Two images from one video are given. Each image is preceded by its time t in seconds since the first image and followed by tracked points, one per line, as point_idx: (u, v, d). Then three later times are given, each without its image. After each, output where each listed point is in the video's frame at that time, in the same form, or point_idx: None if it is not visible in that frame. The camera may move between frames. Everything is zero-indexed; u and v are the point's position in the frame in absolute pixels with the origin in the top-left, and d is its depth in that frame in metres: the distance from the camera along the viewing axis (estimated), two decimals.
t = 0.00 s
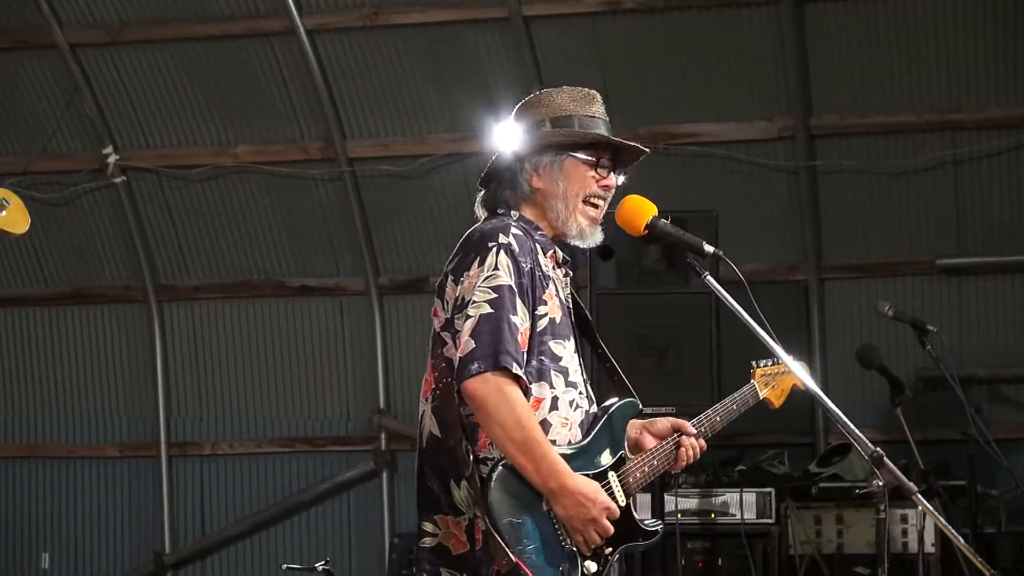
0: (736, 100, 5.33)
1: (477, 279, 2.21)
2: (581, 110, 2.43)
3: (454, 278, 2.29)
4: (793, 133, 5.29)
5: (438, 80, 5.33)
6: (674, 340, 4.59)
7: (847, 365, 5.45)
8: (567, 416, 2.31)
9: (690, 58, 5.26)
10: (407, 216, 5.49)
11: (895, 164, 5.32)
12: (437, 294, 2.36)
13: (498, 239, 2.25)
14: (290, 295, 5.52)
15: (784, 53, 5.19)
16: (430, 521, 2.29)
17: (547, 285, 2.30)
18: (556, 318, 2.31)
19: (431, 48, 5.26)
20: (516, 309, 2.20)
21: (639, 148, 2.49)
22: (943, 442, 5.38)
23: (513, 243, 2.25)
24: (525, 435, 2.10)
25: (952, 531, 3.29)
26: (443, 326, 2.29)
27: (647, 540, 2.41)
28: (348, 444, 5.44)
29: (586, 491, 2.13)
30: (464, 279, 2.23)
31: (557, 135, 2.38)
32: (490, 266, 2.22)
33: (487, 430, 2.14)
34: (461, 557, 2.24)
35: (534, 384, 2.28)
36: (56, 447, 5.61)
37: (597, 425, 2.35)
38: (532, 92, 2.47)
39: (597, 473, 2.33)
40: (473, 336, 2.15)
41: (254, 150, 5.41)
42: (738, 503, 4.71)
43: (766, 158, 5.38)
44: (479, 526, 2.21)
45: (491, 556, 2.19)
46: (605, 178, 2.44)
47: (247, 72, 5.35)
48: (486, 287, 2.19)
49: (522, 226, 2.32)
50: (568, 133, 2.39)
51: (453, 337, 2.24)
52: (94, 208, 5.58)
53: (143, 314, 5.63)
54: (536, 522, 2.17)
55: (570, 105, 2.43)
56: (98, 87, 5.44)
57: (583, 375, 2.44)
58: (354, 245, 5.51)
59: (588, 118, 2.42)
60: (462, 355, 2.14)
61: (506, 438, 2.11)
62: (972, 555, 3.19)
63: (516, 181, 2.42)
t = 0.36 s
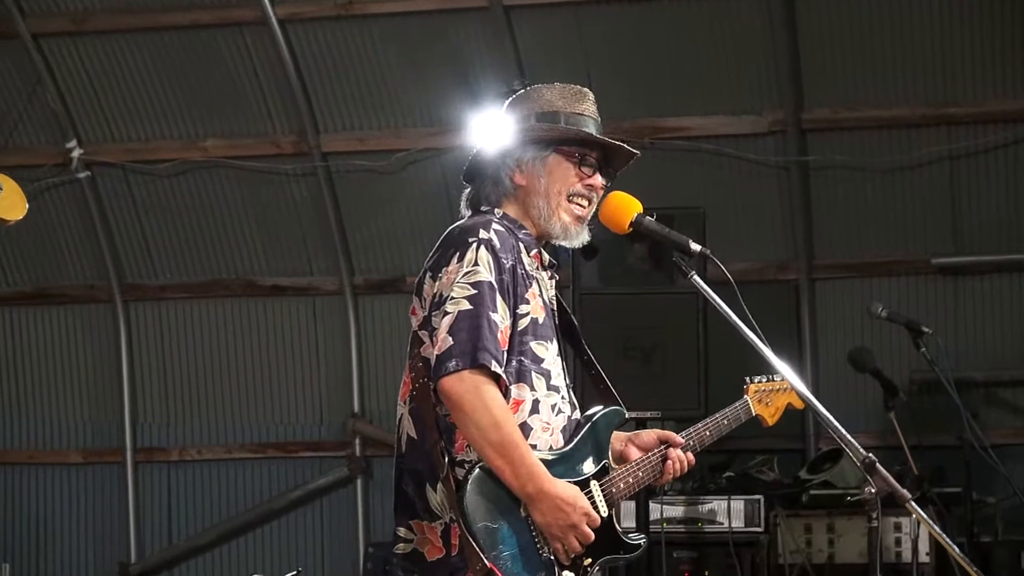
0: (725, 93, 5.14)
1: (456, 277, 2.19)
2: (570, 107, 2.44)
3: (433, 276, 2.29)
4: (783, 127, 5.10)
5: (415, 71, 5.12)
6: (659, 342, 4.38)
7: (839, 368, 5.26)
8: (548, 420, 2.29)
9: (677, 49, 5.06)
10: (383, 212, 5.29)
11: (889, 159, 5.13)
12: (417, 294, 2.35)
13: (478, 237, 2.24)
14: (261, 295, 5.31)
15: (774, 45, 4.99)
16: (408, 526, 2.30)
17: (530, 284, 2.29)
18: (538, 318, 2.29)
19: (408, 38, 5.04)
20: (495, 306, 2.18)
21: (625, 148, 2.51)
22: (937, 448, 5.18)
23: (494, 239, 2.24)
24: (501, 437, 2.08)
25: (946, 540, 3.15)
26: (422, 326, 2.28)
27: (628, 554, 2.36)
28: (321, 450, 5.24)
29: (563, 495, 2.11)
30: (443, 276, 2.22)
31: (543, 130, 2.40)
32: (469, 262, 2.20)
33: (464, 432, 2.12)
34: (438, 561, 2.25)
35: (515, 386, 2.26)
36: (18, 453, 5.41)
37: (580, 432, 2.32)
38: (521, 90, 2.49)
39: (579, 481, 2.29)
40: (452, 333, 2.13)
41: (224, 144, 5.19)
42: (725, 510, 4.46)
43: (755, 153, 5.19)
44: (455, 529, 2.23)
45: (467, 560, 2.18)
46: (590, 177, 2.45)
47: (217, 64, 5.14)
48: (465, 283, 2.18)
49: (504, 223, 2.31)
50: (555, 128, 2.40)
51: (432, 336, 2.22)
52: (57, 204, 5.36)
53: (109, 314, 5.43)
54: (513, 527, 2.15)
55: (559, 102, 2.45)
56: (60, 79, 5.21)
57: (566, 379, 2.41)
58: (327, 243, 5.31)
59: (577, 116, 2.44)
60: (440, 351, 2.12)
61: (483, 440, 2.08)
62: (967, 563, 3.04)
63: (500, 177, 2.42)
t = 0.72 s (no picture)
0: (707, 87, 4.95)
1: (425, 278, 2.15)
2: (550, 100, 2.39)
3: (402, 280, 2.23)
4: (768, 123, 4.92)
5: (387, 65, 4.92)
6: (638, 346, 4.20)
7: (826, 372, 5.08)
8: (528, 423, 2.26)
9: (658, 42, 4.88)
10: (354, 211, 5.10)
11: (878, 156, 4.95)
12: (387, 300, 2.30)
13: (446, 238, 2.19)
14: (226, 297, 5.11)
15: (759, 37, 4.80)
16: (385, 540, 2.22)
17: (504, 283, 2.26)
18: (513, 318, 2.26)
19: (380, 31, 4.83)
20: (467, 308, 2.14)
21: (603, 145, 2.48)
22: (928, 456, 5.00)
23: (462, 238, 2.20)
24: (479, 443, 2.03)
25: (938, 552, 2.86)
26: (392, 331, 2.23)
27: (616, 558, 2.35)
28: (289, 459, 5.05)
29: (546, 502, 2.05)
30: (411, 279, 2.17)
31: (519, 121, 2.35)
32: (438, 264, 2.16)
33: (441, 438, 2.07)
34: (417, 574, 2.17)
35: (493, 388, 2.23)
36: None
37: (563, 432, 2.31)
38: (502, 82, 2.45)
39: (562, 485, 2.28)
40: (423, 337, 2.08)
41: (188, 141, 5.00)
42: (708, 521, 4.26)
43: (739, 150, 5.01)
44: (434, 539, 2.14)
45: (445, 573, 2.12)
46: (567, 174, 2.41)
47: (179, 57, 4.93)
48: (434, 285, 2.13)
49: (475, 222, 2.28)
50: (532, 121, 2.36)
51: (402, 341, 2.16)
52: (15, 203, 5.17)
53: (69, 317, 5.23)
54: (492, 537, 2.12)
55: (538, 94, 2.41)
56: (17, 72, 5.02)
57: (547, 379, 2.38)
58: (296, 243, 5.11)
59: (556, 109, 2.39)
60: (411, 357, 2.07)
61: (459, 447, 2.03)
62: None
63: (476, 169, 2.39)
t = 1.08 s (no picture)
0: (686, 80, 4.75)
1: (391, 276, 2.04)
2: (530, 99, 2.30)
3: (367, 280, 2.12)
4: (748, 118, 4.73)
5: (351, 57, 4.72)
6: (610, 351, 4.01)
7: (808, 377, 4.90)
8: (505, 425, 2.16)
9: (635, 32, 4.68)
10: (319, 209, 4.92)
11: (862, 153, 4.77)
12: (353, 303, 2.19)
13: (409, 233, 2.09)
14: (186, 298, 4.93)
15: (739, 29, 4.60)
16: (361, 554, 2.11)
17: (473, 280, 2.16)
18: (484, 316, 2.16)
19: (347, 22, 4.65)
20: (435, 306, 2.03)
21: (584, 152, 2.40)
22: (913, 464, 4.83)
23: (425, 235, 2.10)
24: (457, 444, 1.94)
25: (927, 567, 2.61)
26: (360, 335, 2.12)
27: (604, 565, 2.25)
28: (251, 466, 4.87)
29: (528, 503, 1.97)
30: (377, 278, 2.06)
31: (495, 118, 2.27)
32: (402, 261, 2.05)
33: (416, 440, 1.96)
34: None
35: (468, 390, 2.13)
36: None
37: (543, 437, 2.22)
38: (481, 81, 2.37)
39: (546, 490, 2.19)
40: (390, 337, 1.97)
41: (145, 136, 4.80)
42: (685, 530, 4.07)
43: (719, 146, 4.82)
44: (411, 549, 2.04)
45: None
46: (541, 177, 2.33)
47: (134, 48, 4.73)
48: (399, 283, 2.02)
49: (440, 220, 2.18)
50: (509, 118, 2.27)
51: (369, 344, 2.05)
52: None
53: (22, 318, 5.04)
54: (473, 541, 2.01)
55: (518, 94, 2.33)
56: None
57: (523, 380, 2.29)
58: (258, 242, 4.92)
59: (535, 109, 2.30)
60: (381, 358, 1.96)
61: (436, 448, 1.93)
62: None
63: (448, 167, 2.30)
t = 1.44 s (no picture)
0: (671, 72, 4.58)
1: (360, 277, 1.94)
2: (496, 88, 2.19)
3: (337, 284, 2.03)
4: (736, 111, 4.56)
5: (324, 46, 4.54)
6: (591, 353, 3.84)
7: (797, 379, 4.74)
8: (487, 424, 2.07)
9: (619, 22, 4.50)
10: (291, 205, 4.74)
11: (853, 148, 4.61)
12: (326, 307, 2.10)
13: (377, 232, 1.99)
14: (153, 297, 4.76)
15: (727, 18, 4.43)
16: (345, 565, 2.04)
17: (447, 277, 2.06)
18: (460, 314, 2.06)
19: (320, 9, 4.46)
20: (407, 304, 1.93)
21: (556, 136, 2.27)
22: (904, 469, 4.67)
23: (394, 233, 1.99)
24: (440, 446, 1.85)
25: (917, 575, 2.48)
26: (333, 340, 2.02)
27: (598, 565, 2.21)
28: (220, 471, 4.71)
29: (516, 504, 1.90)
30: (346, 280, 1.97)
31: (460, 108, 2.15)
32: (371, 260, 1.95)
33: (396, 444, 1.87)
34: None
35: (446, 390, 2.03)
36: None
37: (529, 436, 2.14)
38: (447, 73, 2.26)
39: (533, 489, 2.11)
40: (362, 339, 1.88)
41: (110, 128, 4.62)
42: (670, 538, 3.88)
43: (706, 140, 4.65)
44: (395, 557, 1.96)
45: None
46: (513, 166, 2.19)
47: (98, 36, 4.53)
48: (369, 283, 1.92)
49: (408, 217, 2.08)
50: (474, 107, 2.15)
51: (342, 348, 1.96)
52: None
53: None
54: (459, 547, 1.95)
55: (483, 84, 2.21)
56: None
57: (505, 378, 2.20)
58: (228, 238, 4.76)
59: (501, 97, 2.18)
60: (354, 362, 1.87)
61: (418, 451, 1.85)
62: None
63: (416, 163, 2.19)
